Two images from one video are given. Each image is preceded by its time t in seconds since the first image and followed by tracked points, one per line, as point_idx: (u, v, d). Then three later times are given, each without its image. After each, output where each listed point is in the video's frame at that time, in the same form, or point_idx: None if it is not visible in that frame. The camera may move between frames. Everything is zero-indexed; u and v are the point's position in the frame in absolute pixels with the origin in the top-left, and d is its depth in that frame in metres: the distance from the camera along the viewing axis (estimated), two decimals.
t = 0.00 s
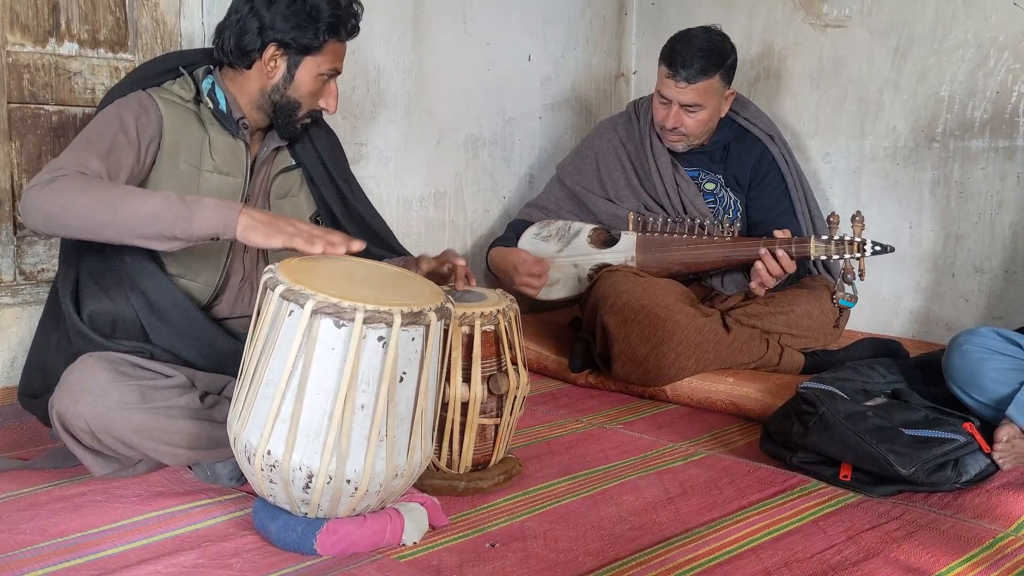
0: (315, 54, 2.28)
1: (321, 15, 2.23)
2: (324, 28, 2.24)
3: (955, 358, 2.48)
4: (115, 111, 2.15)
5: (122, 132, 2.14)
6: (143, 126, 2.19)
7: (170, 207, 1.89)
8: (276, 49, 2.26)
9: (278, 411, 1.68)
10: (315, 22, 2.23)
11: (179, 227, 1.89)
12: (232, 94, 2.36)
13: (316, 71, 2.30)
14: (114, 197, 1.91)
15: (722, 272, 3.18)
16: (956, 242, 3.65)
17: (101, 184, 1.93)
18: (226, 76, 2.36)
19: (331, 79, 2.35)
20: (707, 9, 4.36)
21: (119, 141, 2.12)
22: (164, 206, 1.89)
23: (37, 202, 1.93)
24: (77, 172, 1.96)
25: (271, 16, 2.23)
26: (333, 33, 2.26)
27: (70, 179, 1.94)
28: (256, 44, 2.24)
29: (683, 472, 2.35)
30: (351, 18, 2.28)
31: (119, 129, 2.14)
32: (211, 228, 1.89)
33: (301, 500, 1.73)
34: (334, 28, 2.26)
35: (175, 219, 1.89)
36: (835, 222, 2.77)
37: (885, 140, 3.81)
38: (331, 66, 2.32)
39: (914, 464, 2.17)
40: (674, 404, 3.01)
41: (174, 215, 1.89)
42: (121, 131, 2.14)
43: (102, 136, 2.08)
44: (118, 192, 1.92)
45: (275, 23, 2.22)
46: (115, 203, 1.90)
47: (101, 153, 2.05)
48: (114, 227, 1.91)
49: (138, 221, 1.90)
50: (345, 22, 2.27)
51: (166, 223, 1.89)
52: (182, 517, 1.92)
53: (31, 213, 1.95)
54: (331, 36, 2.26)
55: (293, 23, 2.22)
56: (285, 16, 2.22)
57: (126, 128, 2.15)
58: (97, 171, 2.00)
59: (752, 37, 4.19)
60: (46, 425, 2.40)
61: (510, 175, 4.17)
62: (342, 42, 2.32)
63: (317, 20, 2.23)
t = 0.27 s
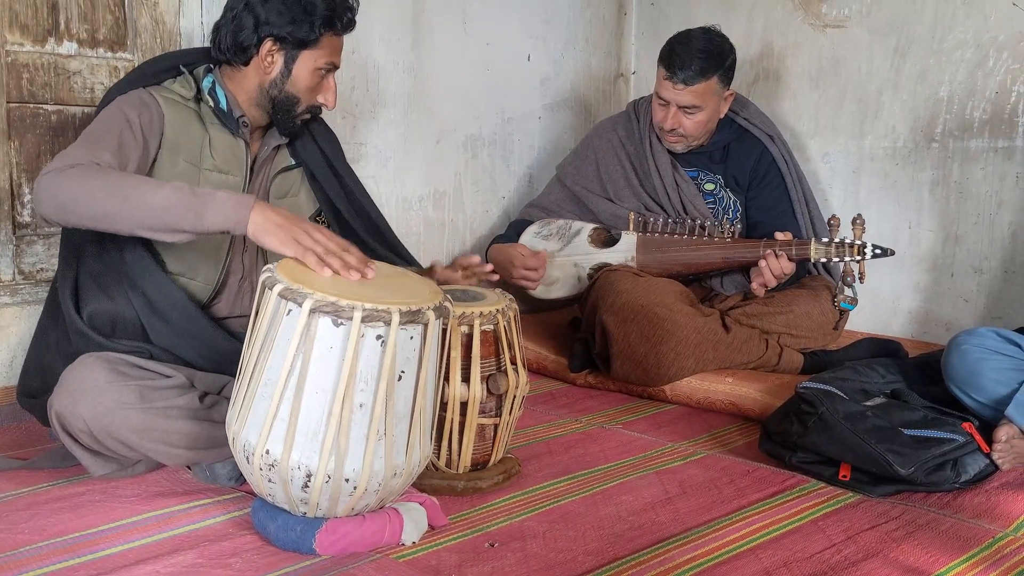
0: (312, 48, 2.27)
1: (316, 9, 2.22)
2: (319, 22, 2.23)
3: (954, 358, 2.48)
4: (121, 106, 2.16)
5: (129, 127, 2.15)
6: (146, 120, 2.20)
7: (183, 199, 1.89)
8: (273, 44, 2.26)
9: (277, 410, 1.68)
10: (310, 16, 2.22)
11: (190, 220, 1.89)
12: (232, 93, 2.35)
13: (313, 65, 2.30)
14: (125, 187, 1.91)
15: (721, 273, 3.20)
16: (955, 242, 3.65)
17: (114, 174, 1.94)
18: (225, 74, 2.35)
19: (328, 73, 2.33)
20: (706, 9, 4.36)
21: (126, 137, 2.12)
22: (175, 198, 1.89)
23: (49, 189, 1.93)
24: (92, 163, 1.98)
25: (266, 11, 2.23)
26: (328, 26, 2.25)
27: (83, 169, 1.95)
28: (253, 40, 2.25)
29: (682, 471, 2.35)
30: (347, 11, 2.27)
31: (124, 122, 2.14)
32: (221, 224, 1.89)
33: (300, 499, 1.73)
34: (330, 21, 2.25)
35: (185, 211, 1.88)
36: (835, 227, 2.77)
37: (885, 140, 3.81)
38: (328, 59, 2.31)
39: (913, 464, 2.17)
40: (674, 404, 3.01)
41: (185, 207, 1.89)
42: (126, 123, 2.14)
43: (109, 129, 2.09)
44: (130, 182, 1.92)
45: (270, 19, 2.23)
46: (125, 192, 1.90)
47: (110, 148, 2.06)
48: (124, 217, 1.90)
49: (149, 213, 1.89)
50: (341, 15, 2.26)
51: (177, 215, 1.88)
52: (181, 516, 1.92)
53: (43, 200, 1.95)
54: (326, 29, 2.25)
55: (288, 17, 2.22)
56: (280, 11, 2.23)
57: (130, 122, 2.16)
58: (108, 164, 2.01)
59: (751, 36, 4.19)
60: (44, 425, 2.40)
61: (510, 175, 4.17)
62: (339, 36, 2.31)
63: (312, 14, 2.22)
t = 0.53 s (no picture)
0: (312, 48, 2.28)
1: (317, 9, 2.23)
2: (321, 22, 2.24)
3: (953, 358, 2.48)
4: (116, 111, 2.15)
5: (130, 131, 2.15)
6: (145, 123, 2.20)
7: (181, 216, 1.89)
8: (274, 44, 2.26)
9: (275, 410, 1.67)
10: (311, 16, 2.23)
11: (188, 235, 1.89)
12: (232, 94, 2.35)
13: (315, 64, 2.30)
14: (123, 203, 1.91)
15: (719, 273, 3.22)
16: (954, 242, 3.66)
17: (114, 188, 1.94)
18: (225, 75, 2.35)
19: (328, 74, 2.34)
20: (705, 10, 4.36)
21: (126, 141, 2.13)
22: (174, 214, 1.89)
23: (48, 202, 1.94)
24: (88, 176, 1.97)
25: (267, 10, 2.23)
26: (329, 26, 2.26)
27: (84, 181, 1.95)
28: (254, 39, 2.25)
29: (681, 472, 2.35)
30: (349, 13, 2.27)
31: (122, 124, 2.14)
32: (220, 239, 1.89)
33: (298, 499, 1.73)
34: (331, 20, 2.25)
35: (184, 228, 1.88)
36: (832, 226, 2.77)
37: (884, 140, 3.81)
38: (329, 59, 2.31)
39: (912, 464, 2.17)
40: (672, 404, 3.01)
41: (183, 223, 1.88)
42: (124, 126, 2.14)
43: (105, 136, 2.09)
44: (130, 195, 1.92)
45: (270, 18, 2.23)
46: (125, 208, 1.90)
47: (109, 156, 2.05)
48: (122, 230, 1.90)
49: (146, 228, 1.89)
50: (342, 16, 2.26)
51: (175, 231, 1.89)
52: (179, 516, 1.92)
53: (41, 213, 1.95)
54: (327, 29, 2.26)
55: (289, 17, 2.23)
56: (281, 10, 2.23)
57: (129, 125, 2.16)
58: (110, 173, 2.02)
59: (750, 37, 4.19)
60: (43, 425, 2.40)
61: (509, 176, 4.17)
62: (341, 37, 2.31)
63: (313, 14, 2.23)
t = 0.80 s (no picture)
0: (314, 44, 2.30)
1: (317, 3, 2.25)
2: (321, 16, 2.26)
3: (952, 358, 2.48)
4: (111, 116, 2.13)
5: (120, 136, 2.13)
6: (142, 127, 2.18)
7: (155, 211, 1.90)
8: (276, 42, 2.28)
9: (274, 410, 1.67)
10: (311, 10, 2.24)
11: (166, 229, 1.90)
12: (232, 95, 2.36)
13: (317, 61, 2.33)
14: (101, 205, 1.90)
15: (718, 273, 3.21)
16: (953, 243, 3.66)
17: (88, 193, 1.93)
18: (226, 77, 2.36)
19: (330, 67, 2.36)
20: (705, 10, 4.36)
21: (114, 148, 2.10)
22: (148, 210, 1.90)
23: (30, 212, 1.91)
24: (61, 182, 1.95)
25: (267, 8, 2.24)
26: (329, 21, 2.28)
27: (58, 189, 1.93)
28: (255, 39, 2.26)
29: (680, 472, 2.35)
30: (348, 6, 2.29)
31: (118, 130, 2.12)
32: (197, 228, 1.90)
33: (297, 499, 1.72)
34: (331, 15, 2.28)
35: (161, 223, 1.89)
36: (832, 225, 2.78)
37: (883, 140, 3.82)
38: (330, 54, 2.34)
39: (911, 464, 2.17)
40: (672, 405, 3.01)
41: (160, 218, 1.90)
42: (120, 133, 2.12)
43: (97, 144, 2.07)
44: (106, 201, 1.91)
45: (271, 15, 2.24)
46: (101, 215, 1.90)
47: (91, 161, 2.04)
48: (102, 235, 1.90)
49: (126, 229, 1.90)
50: (342, 9, 2.29)
51: (151, 229, 1.90)
52: (178, 517, 1.92)
53: (21, 226, 1.93)
54: (328, 24, 2.28)
55: (290, 13, 2.24)
56: (281, 6, 2.24)
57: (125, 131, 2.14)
58: (85, 181, 1.99)
59: (749, 37, 4.19)
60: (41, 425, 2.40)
61: (508, 176, 4.17)
62: (341, 31, 2.34)
63: (313, 9, 2.24)
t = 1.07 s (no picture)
0: (307, 45, 2.29)
1: (311, 5, 2.24)
2: (315, 18, 2.25)
3: (951, 359, 2.48)
4: (113, 112, 2.15)
5: (120, 134, 2.13)
6: (141, 125, 2.19)
7: (163, 208, 1.89)
8: (268, 41, 2.27)
9: (274, 411, 1.67)
10: (305, 12, 2.24)
11: (173, 228, 1.89)
12: (232, 96, 2.36)
13: (310, 62, 2.31)
14: (107, 197, 1.90)
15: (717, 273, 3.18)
16: (952, 244, 3.66)
17: (96, 184, 1.93)
18: (225, 76, 2.36)
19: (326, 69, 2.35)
20: (704, 12, 4.36)
21: (116, 144, 2.11)
22: (156, 206, 1.89)
23: (35, 201, 1.92)
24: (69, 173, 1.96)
25: (261, 8, 2.25)
26: (324, 23, 2.27)
27: (63, 179, 1.94)
28: (248, 37, 2.26)
29: (679, 472, 2.35)
30: (344, 9, 2.28)
31: (117, 128, 2.13)
32: (204, 231, 1.88)
33: (296, 500, 1.72)
34: (326, 17, 2.26)
35: (164, 225, 1.88)
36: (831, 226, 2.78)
37: (882, 142, 3.82)
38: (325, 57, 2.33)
39: (910, 465, 2.17)
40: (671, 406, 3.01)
41: (168, 214, 1.89)
42: (119, 130, 2.13)
43: (99, 138, 2.08)
44: (111, 192, 1.91)
45: (265, 15, 2.25)
46: (108, 203, 1.90)
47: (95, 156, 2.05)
48: (109, 226, 1.90)
49: (131, 222, 1.89)
50: (337, 12, 2.27)
51: (158, 225, 1.89)
52: (177, 517, 1.92)
53: (24, 213, 1.94)
54: (322, 26, 2.27)
55: (283, 13, 2.24)
56: (275, 7, 2.24)
57: (125, 129, 2.15)
58: (91, 172, 2.00)
59: (748, 38, 4.20)
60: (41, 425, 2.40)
61: (507, 177, 4.17)
62: (336, 34, 2.32)
63: (307, 9, 2.24)
